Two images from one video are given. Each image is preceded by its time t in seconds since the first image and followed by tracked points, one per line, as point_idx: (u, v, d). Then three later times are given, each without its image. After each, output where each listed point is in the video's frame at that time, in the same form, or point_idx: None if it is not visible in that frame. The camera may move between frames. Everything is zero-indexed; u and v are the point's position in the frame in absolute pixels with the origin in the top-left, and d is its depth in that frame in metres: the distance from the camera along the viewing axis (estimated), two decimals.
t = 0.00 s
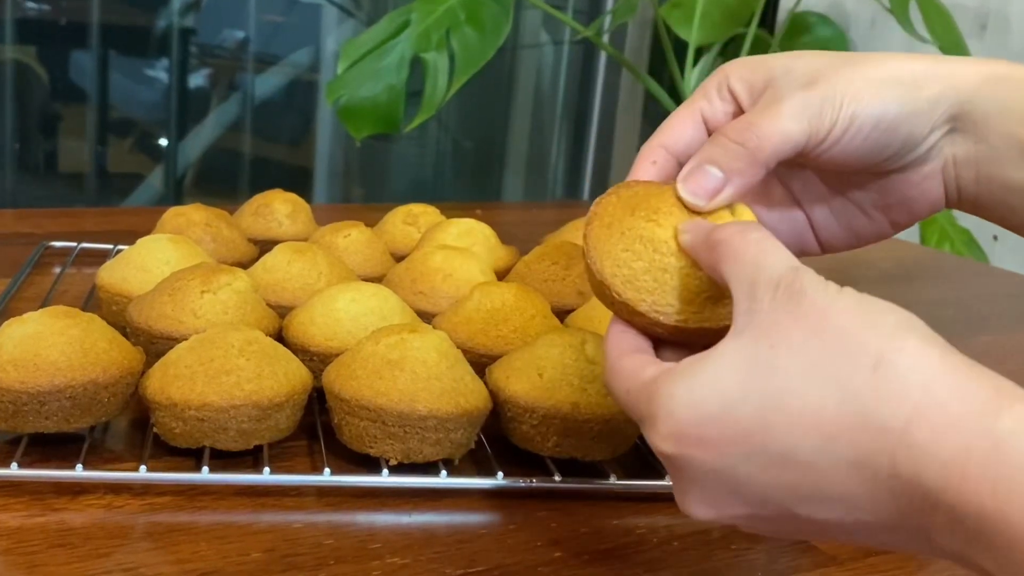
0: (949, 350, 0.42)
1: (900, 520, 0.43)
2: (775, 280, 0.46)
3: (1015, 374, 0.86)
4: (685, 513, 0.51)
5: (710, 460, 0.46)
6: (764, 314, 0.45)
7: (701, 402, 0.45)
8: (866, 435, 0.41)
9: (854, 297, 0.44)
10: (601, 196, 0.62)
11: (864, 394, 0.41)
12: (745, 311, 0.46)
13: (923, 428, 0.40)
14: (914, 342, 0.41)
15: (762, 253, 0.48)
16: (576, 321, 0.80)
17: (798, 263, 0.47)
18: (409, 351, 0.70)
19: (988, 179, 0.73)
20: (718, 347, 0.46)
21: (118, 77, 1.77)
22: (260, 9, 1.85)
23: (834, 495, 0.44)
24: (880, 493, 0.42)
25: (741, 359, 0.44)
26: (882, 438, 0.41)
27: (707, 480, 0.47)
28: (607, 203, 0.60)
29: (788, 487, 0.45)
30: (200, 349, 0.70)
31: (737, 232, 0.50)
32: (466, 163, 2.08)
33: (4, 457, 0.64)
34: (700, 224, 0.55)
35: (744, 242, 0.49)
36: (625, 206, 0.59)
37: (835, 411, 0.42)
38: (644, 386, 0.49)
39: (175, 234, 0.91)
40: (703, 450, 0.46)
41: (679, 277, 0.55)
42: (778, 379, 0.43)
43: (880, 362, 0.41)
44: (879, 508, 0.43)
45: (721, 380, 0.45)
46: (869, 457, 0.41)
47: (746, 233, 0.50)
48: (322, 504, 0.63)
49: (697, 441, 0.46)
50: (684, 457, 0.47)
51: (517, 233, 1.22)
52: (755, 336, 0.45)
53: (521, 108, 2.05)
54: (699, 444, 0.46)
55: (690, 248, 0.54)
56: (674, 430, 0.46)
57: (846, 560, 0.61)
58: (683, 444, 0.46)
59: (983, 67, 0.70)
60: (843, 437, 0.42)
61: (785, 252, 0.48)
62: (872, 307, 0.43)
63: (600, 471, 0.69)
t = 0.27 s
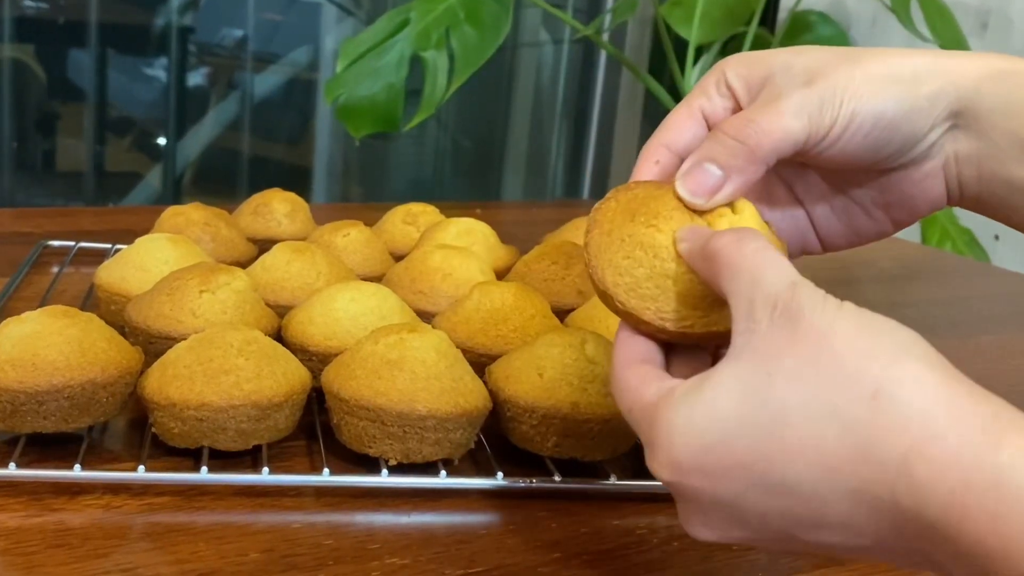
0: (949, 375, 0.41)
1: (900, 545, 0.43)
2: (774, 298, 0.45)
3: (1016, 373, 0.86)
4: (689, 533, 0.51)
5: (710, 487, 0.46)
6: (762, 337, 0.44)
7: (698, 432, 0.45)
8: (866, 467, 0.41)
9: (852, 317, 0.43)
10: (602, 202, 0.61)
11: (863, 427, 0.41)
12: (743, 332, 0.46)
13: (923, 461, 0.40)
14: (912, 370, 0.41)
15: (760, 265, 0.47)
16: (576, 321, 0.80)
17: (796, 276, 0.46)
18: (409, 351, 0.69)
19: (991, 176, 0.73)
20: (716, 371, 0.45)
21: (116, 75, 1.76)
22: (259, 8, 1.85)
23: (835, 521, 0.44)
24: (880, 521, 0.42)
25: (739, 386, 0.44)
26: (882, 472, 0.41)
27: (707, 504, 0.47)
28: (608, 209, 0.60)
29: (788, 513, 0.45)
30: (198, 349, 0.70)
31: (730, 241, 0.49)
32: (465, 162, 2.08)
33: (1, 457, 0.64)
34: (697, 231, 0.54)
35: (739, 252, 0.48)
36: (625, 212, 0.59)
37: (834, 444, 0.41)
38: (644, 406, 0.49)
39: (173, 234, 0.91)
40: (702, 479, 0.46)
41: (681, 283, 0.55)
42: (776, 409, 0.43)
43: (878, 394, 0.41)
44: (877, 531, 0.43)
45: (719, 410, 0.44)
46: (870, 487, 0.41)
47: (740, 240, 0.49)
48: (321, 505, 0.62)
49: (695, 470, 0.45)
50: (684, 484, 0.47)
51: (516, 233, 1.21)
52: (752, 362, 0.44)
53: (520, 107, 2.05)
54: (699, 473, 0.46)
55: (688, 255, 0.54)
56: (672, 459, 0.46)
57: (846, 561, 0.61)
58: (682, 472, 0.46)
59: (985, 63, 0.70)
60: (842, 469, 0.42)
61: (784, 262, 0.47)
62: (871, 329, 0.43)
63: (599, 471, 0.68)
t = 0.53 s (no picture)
0: (941, 402, 0.40)
1: (895, 568, 0.43)
2: (765, 322, 0.44)
3: (1017, 373, 0.86)
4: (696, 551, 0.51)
5: (708, 516, 0.46)
6: (751, 365, 0.44)
7: (690, 465, 0.45)
8: (859, 501, 0.41)
9: (841, 342, 0.42)
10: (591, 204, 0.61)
11: (853, 462, 0.41)
12: (733, 358, 0.45)
13: (915, 496, 0.39)
14: (902, 400, 0.40)
15: (750, 283, 0.46)
16: (576, 321, 0.80)
17: (788, 296, 0.45)
18: (408, 350, 0.69)
19: (986, 174, 0.72)
20: (708, 400, 0.45)
21: (114, 74, 1.76)
22: (258, 6, 1.84)
23: (832, 547, 0.44)
24: (874, 547, 0.42)
25: (730, 418, 0.44)
26: (874, 504, 0.41)
27: (704, 527, 0.47)
28: (597, 212, 0.60)
29: (783, 537, 0.45)
30: (197, 348, 0.70)
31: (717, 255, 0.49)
32: (464, 161, 2.07)
33: None
34: (687, 238, 0.54)
35: (727, 269, 0.48)
36: (614, 215, 0.58)
37: (825, 478, 0.41)
38: (638, 429, 0.49)
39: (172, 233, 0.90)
40: (696, 508, 0.46)
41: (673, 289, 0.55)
42: (767, 441, 0.42)
43: (867, 429, 0.40)
44: (872, 555, 0.43)
45: (710, 441, 0.44)
46: (864, 518, 0.41)
47: (730, 252, 0.49)
48: (320, 505, 0.62)
49: (689, 500, 0.46)
50: (681, 513, 0.47)
51: (516, 232, 1.21)
52: (742, 391, 0.43)
53: (520, 106, 2.05)
54: (694, 503, 0.46)
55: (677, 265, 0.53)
56: (667, 491, 0.46)
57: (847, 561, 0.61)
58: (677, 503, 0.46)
59: (977, 57, 0.69)
60: (836, 501, 0.42)
61: (776, 279, 0.46)
62: (861, 356, 0.42)
63: (600, 471, 0.68)
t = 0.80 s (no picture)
0: (955, 392, 0.40)
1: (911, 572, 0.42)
2: (770, 319, 0.44)
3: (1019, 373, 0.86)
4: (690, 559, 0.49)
5: (715, 514, 0.44)
6: (759, 359, 0.43)
7: (698, 457, 0.43)
8: (873, 493, 0.40)
9: (850, 336, 0.42)
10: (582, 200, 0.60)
11: (868, 452, 0.40)
12: (739, 354, 0.44)
13: (934, 484, 0.38)
14: (916, 392, 0.40)
15: (754, 285, 0.45)
16: (576, 320, 0.80)
17: (791, 297, 0.44)
18: (408, 350, 0.69)
19: (1002, 171, 0.72)
20: (714, 394, 0.44)
21: (113, 72, 1.75)
22: (257, 4, 1.84)
23: (843, 548, 0.43)
24: (889, 548, 0.41)
25: (739, 411, 0.42)
26: (890, 497, 0.40)
27: (709, 530, 0.46)
28: (588, 210, 0.59)
29: (793, 538, 0.44)
30: (195, 348, 0.69)
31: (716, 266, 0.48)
32: (463, 160, 2.07)
33: None
34: (690, 236, 0.53)
35: (732, 275, 0.47)
36: (607, 213, 0.58)
37: (839, 469, 0.40)
38: (639, 429, 0.47)
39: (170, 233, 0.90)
40: (703, 504, 0.44)
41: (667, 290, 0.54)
42: (778, 432, 0.41)
43: (882, 419, 0.39)
44: (886, 558, 0.42)
45: (719, 434, 0.43)
46: (878, 514, 0.40)
47: (733, 260, 0.48)
48: (319, 505, 0.62)
49: (697, 496, 0.44)
50: (688, 511, 0.45)
51: (516, 231, 1.21)
52: (751, 384, 0.42)
53: (519, 104, 2.05)
54: (702, 499, 0.44)
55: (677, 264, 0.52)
56: (675, 487, 0.44)
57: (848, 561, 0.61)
58: (683, 500, 0.45)
59: (991, 54, 0.70)
60: (849, 496, 0.40)
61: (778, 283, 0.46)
62: (870, 350, 0.41)
63: (600, 472, 0.68)
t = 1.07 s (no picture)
0: (973, 402, 0.39)
1: None
2: (780, 323, 0.42)
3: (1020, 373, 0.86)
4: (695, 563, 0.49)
5: (725, 519, 0.44)
6: (771, 363, 0.42)
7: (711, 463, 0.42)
8: (890, 503, 0.39)
9: (866, 341, 0.40)
10: (579, 194, 0.60)
11: (886, 460, 0.38)
12: (750, 358, 0.43)
13: (952, 496, 0.37)
14: (935, 399, 0.38)
15: (761, 289, 0.44)
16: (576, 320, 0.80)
17: (801, 301, 0.43)
18: (407, 350, 0.69)
19: (992, 168, 0.72)
20: (726, 400, 0.43)
21: (111, 71, 1.75)
22: (255, 3, 1.84)
23: (856, 556, 0.42)
24: (905, 560, 0.40)
25: (751, 417, 0.41)
26: (907, 508, 0.38)
27: (720, 534, 0.45)
28: (587, 203, 0.59)
29: (807, 545, 0.42)
30: (194, 348, 0.69)
31: (721, 272, 0.47)
32: (463, 160, 2.07)
33: None
34: (689, 230, 0.52)
35: (739, 280, 0.45)
36: (606, 205, 0.58)
37: (855, 476, 0.39)
38: (649, 434, 0.46)
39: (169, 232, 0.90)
40: (715, 510, 0.43)
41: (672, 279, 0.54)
42: (792, 440, 0.40)
43: (901, 425, 0.38)
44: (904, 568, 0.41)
45: (730, 441, 0.42)
46: (895, 523, 0.39)
47: (738, 262, 0.47)
48: (318, 506, 0.62)
49: (708, 501, 0.43)
50: (697, 516, 0.44)
51: (516, 230, 1.21)
52: (762, 390, 0.41)
53: (519, 103, 2.04)
54: (712, 505, 0.43)
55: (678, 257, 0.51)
56: (685, 491, 0.43)
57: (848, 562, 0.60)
58: (693, 505, 0.44)
59: (983, 49, 0.70)
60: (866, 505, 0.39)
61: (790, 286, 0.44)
62: (887, 355, 0.40)
63: (600, 472, 0.68)
